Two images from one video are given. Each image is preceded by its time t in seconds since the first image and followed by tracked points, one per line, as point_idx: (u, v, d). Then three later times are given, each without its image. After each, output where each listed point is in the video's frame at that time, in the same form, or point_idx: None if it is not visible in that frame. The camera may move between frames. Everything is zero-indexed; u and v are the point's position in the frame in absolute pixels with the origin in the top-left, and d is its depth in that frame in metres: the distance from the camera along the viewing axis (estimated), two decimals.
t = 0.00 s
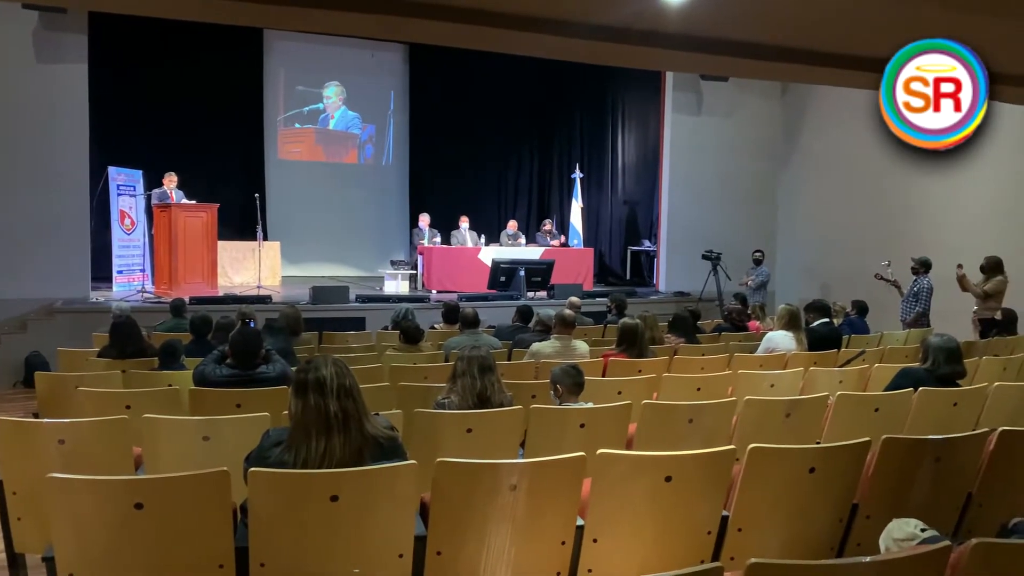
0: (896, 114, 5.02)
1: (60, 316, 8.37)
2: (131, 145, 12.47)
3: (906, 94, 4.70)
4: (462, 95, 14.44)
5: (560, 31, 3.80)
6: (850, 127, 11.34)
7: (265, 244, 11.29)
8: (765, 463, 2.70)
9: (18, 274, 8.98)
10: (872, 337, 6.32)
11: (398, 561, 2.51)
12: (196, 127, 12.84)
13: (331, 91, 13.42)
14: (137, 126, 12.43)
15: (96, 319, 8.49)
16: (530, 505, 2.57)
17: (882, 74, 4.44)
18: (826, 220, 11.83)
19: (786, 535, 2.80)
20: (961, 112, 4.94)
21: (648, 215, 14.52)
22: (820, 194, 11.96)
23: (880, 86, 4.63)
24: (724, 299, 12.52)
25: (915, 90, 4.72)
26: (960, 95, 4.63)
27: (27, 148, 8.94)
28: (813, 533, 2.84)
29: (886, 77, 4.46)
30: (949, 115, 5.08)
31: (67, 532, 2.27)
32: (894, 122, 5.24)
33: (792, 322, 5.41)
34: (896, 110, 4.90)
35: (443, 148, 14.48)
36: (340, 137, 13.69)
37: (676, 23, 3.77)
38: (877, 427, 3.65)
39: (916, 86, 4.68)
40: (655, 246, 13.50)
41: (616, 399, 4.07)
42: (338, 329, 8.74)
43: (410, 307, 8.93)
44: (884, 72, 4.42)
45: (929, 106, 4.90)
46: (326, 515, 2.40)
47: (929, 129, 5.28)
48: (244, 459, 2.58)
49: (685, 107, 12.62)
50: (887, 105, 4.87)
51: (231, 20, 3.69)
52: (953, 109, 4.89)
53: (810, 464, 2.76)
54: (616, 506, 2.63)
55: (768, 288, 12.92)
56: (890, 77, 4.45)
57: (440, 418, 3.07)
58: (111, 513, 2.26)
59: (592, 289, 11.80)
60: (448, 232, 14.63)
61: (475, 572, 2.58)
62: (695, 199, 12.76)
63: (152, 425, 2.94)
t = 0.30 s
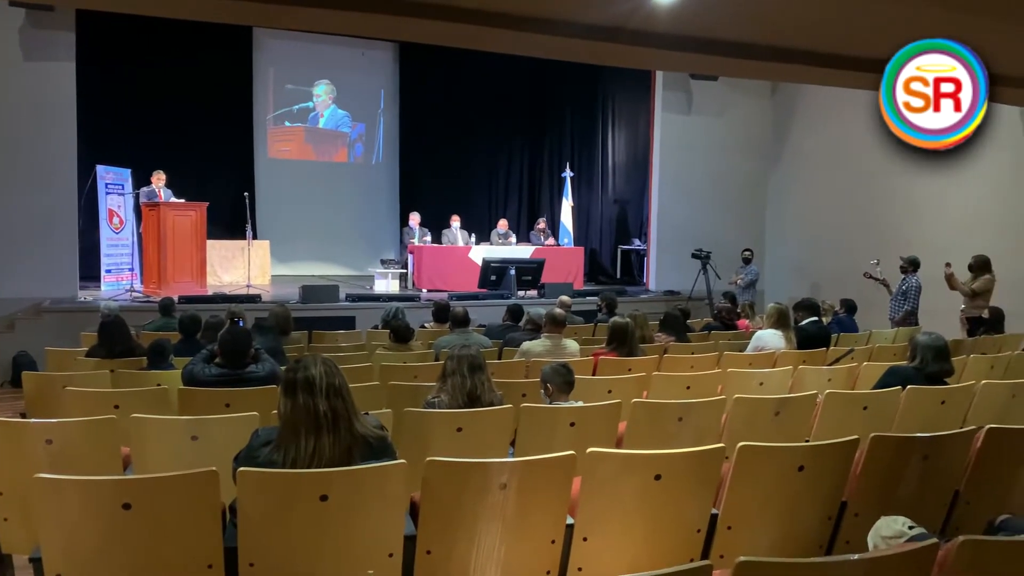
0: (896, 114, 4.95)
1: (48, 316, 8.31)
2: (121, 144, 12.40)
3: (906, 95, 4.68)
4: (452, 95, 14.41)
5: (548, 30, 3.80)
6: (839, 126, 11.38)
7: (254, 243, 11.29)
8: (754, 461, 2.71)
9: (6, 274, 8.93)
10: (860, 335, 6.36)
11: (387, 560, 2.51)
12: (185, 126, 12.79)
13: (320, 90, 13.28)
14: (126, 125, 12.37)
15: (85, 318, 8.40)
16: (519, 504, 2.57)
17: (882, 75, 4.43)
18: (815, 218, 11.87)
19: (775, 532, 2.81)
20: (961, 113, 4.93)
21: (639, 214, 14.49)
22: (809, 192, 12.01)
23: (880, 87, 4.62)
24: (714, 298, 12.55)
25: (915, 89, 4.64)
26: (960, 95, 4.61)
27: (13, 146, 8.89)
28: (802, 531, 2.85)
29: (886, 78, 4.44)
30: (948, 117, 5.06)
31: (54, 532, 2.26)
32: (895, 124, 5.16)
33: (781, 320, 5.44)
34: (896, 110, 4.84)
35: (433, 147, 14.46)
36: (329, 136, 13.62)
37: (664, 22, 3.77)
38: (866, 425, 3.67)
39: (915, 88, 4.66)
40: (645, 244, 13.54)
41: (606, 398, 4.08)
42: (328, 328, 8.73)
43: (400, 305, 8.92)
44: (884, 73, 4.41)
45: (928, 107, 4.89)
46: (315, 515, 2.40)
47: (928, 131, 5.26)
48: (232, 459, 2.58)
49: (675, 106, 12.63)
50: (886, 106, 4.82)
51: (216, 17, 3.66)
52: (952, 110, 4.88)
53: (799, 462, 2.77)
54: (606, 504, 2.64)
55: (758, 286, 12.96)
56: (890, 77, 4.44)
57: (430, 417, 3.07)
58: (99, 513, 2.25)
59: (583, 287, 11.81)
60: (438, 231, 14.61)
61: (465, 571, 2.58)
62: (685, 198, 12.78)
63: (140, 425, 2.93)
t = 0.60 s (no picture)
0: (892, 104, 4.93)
1: (34, 316, 8.25)
2: (109, 142, 12.32)
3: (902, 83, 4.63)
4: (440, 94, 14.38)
5: (536, 29, 3.79)
6: (827, 126, 11.42)
7: (243, 242, 11.28)
8: (742, 460, 2.72)
9: None
10: (849, 334, 6.40)
11: (376, 561, 2.50)
12: (174, 124, 12.71)
13: (309, 87, 13.33)
14: (114, 123, 12.29)
15: (70, 318, 8.33)
16: (508, 504, 2.58)
17: (871, 74, 4.45)
18: (803, 218, 11.93)
19: (763, 531, 2.83)
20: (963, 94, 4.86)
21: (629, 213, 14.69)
22: (797, 192, 12.07)
23: (867, 87, 4.64)
24: (703, 297, 12.59)
25: (910, 75, 4.64)
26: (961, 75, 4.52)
27: None
28: (790, 529, 2.86)
29: (876, 76, 4.46)
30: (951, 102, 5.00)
31: (41, 535, 2.24)
32: (870, 105, 5.24)
33: (769, 320, 5.46)
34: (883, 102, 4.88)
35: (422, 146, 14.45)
36: (319, 135, 13.65)
37: (652, 21, 3.77)
38: (853, 425, 3.69)
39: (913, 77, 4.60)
40: (635, 244, 13.62)
41: (595, 397, 4.08)
42: (317, 328, 8.72)
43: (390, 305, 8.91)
44: (872, 72, 4.43)
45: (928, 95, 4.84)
46: (303, 515, 2.39)
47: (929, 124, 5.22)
48: (220, 460, 2.57)
49: (665, 106, 12.66)
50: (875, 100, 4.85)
51: (201, 16, 3.65)
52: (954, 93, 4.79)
53: (787, 462, 2.78)
54: (595, 504, 2.64)
55: (747, 286, 13.01)
56: (879, 76, 4.47)
57: (419, 418, 3.06)
58: (85, 514, 2.24)
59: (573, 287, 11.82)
60: (428, 230, 14.59)
61: (454, 572, 2.58)
62: (674, 198, 12.80)
63: (128, 426, 2.91)
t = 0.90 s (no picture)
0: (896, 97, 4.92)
1: (20, 316, 8.20)
2: (97, 140, 12.24)
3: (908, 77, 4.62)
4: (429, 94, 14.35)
5: (525, 30, 3.79)
6: (814, 127, 11.48)
7: (230, 242, 11.27)
8: (730, 459, 2.73)
9: None
10: (837, 333, 6.43)
11: (364, 561, 2.50)
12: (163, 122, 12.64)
13: (298, 87, 13.29)
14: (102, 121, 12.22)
15: (57, 318, 8.28)
16: (497, 505, 2.58)
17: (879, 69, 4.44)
18: (791, 217, 11.99)
19: (751, 530, 2.83)
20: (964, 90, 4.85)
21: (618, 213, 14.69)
22: (785, 192, 12.12)
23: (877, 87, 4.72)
24: (692, 297, 12.62)
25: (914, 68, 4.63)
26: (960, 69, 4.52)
27: None
28: (778, 528, 2.88)
29: (885, 75, 4.51)
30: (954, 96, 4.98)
31: (26, 537, 2.23)
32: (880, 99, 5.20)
33: (758, 319, 5.48)
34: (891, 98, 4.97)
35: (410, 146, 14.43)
36: (307, 135, 13.59)
37: (641, 22, 3.78)
38: (841, 424, 3.71)
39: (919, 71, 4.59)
40: (624, 243, 13.64)
41: (585, 397, 4.09)
42: (306, 327, 8.70)
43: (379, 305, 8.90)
44: (883, 73, 4.50)
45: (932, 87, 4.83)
46: (291, 516, 2.38)
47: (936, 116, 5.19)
48: (208, 461, 2.55)
49: (654, 106, 12.67)
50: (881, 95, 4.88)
51: (186, 16, 3.63)
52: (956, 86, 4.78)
53: (775, 461, 2.79)
54: (584, 504, 2.64)
55: (736, 286, 13.05)
56: (890, 75, 4.55)
57: (407, 418, 3.06)
58: (71, 516, 2.23)
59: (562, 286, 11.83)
60: (418, 230, 14.57)
61: (443, 572, 2.57)
62: (663, 198, 12.82)
63: (114, 426, 2.90)
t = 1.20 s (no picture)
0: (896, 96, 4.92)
1: (5, 317, 8.14)
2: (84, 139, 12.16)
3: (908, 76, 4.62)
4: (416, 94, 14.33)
5: (512, 31, 3.79)
6: (800, 128, 11.53)
7: (217, 243, 11.24)
8: (717, 459, 2.74)
9: None
10: (823, 333, 6.46)
11: (351, 562, 2.49)
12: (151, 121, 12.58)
13: (285, 87, 13.23)
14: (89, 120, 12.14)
15: (41, 319, 8.22)
16: (485, 505, 2.58)
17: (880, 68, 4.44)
18: (777, 217, 12.05)
19: (738, 529, 2.84)
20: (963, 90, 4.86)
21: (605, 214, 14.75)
22: (772, 192, 12.17)
23: (879, 89, 4.76)
24: (680, 297, 12.66)
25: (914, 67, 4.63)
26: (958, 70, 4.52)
27: None
28: (764, 527, 2.89)
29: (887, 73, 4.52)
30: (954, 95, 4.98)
31: (8, 541, 2.21)
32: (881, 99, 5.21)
33: (745, 319, 5.51)
34: (892, 98, 4.99)
35: (398, 146, 14.40)
36: (295, 134, 13.51)
37: (628, 22, 3.79)
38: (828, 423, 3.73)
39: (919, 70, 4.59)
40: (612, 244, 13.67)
41: (572, 397, 4.09)
42: (294, 328, 8.68)
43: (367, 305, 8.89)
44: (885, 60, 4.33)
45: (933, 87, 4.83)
46: (278, 518, 2.38)
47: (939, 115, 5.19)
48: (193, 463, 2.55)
49: (641, 106, 12.69)
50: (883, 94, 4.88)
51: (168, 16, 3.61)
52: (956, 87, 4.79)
53: (761, 460, 2.81)
54: (570, 504, 2.65)
55: (723, 286, 13.10)
56: (890, 75, 4.58)
57: (394, 419, 3.06)
58: (54, 519, 2.22)
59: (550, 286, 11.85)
60: (406, 230, 14.55)
61: (430, 572, 2.57)
62: (650, 198, 12.85)
63: (100, 428, 2.89)
